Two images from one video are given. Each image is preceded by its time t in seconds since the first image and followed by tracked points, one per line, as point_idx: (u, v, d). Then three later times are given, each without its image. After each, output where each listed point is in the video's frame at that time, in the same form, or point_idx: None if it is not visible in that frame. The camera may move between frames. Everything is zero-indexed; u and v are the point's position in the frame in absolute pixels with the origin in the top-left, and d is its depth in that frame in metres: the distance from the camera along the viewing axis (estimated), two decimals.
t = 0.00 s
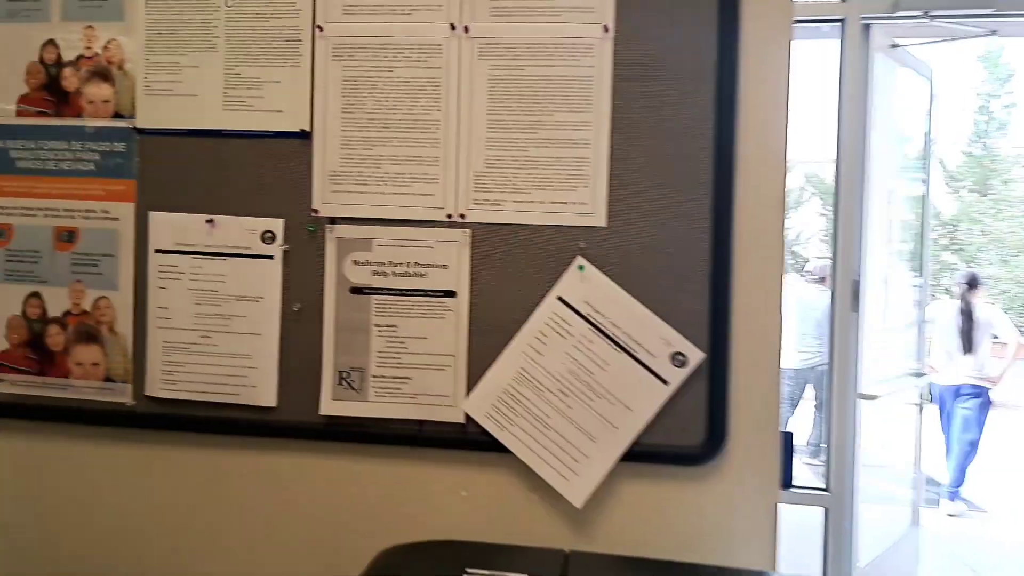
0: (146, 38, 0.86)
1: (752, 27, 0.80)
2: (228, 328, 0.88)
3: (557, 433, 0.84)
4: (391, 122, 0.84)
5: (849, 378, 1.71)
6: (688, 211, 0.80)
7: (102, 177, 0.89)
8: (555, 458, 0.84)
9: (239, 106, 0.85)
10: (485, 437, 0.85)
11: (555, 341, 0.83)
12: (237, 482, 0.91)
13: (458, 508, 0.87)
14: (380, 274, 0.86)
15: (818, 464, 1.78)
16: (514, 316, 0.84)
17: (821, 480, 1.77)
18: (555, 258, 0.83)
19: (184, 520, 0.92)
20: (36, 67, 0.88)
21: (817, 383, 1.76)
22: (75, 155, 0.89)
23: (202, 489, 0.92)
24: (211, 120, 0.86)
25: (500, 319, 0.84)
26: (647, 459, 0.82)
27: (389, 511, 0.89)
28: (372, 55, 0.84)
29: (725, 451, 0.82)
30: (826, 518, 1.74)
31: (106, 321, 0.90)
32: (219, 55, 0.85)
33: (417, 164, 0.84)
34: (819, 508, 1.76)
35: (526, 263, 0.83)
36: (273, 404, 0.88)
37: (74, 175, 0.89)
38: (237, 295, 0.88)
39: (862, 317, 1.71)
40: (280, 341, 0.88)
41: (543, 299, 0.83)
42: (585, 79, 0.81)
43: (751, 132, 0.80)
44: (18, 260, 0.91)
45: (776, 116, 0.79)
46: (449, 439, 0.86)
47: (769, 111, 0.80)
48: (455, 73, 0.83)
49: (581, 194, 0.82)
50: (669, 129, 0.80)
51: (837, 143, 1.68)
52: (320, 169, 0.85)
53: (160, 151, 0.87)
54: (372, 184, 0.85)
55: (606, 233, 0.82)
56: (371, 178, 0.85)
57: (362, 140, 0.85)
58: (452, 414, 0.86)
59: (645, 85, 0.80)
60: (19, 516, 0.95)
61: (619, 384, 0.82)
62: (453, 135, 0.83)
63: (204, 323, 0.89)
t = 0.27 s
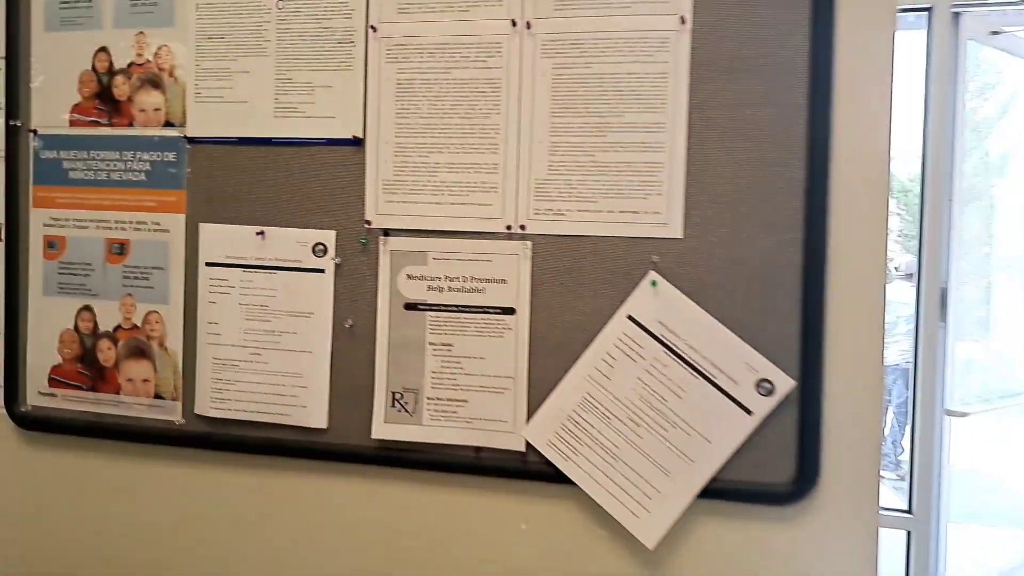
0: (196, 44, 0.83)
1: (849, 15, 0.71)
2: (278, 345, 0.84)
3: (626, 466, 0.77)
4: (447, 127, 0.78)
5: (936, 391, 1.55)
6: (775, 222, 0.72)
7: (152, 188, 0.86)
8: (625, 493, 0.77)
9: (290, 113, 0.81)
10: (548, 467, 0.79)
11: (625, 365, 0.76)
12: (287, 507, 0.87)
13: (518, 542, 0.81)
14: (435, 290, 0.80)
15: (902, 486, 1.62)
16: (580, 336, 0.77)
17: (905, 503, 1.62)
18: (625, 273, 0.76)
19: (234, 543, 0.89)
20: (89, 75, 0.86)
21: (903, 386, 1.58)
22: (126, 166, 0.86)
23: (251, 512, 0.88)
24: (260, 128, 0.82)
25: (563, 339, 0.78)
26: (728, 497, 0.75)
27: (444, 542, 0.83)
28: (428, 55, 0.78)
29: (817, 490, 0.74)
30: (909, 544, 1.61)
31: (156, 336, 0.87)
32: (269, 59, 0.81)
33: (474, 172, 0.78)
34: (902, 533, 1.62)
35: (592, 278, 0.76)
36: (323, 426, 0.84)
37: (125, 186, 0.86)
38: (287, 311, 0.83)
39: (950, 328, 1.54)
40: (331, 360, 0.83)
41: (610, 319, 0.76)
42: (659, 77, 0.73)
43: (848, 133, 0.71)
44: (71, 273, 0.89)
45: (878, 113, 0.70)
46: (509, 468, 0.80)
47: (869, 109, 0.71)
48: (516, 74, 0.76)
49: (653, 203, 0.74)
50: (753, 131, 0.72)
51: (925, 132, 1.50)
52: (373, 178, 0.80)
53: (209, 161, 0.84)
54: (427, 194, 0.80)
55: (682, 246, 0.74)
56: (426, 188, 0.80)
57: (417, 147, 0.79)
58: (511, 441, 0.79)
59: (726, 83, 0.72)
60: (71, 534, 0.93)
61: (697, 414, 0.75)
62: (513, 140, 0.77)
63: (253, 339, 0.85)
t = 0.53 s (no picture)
0: (241, 44, 0.78)
1: (961, 4, 0.64)
2: (326, 364, 0.79)
3: (707, 501, 0.71)
4: (508, 131, 0.72)
5: None
6: (873, 233, 0.66)
7: (195, 197, 0.82)
8: (704, 530, 0.71)
9: (340, 117, 0.76)
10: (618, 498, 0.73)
11: (705, 392, 0.70)
12: (334, 535, 0.82)
13: None
14: (493, 307, 0.74)
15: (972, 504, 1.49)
16: (654, 357, 0.72)
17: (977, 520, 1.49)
18: (704, 289, 0.70)
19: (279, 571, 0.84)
20: (130, 79, 0.82)
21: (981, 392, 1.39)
22: (168, 174, 0.82)
23: (297, 539, 0.83)
24: (308, 133, 0.77)
25: (636, 362, 0.72)
26: (818, 537, 0.69)
27: None
28: (487, 53, 0.72)
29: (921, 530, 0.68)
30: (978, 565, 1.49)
31: (199, 352, 0.83)
32: (317, 60, 0.76)
33: (537, 180, 0.72)
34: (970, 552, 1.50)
35: (668, 295, 0.70)
36: (374, 450, 0.78)
37: (167, 195, 0.82)
38: (336, 328, 0.78)
39: None
40: (382, 380, 0.78)
41: (689, 341, 0.70)
42: (744, 74, 0.67)
43: (960, 136, 0.64)
44: (112, 286, 0.85)
45: (997, 115, 0.63)
46: (575, 498, 0.74)
47: (983, 109, 0.63)
48: (584, 73, 0.70)
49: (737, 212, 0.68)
50: (852, 134, 0.65)
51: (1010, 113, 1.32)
52: (428, 186, 0.75)
53: (254, 168, 0.79)
54: (485, 204, 0.74)
55: (770, 261, 0.68)
56: (484, 197, 0.74)
57: (475, 153, 0.73)
58: (578, 470, 0.74)
59: (821, 81, 0.65)
60: (111, 557, 0.90)
61: (786, 447, 0.69)
62: (580, 145, 0.71)
63: (300, 358, 0.80)
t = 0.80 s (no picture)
0: (268, 38, 0.74)
1: None
2: (356, 377, 0.75)
3: (766, 529, 0.65)
4: (552, 130, 0.68)
5: None
6: (950, 239, 0.61)
7: (219, 199, 0.78)
8: (762, 560, 0.66)
9: (372, 115, 0.72)
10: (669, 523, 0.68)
11: (765, 411, 0.65)
12: (362, 556, 0.78)
13: None
14: (535, 317, 0.69)
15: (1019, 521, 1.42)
16: (708, 372, 0.67)
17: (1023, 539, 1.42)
18: (764, 299, 0.65)
19: None
20: (152, 76, 0.78)
21: None
22: (192, 175, 0.78)
23: (322, 560, 0.79)
24: (338, 132, 0.73)
25: (689, 378, 0.67)
26: (889, 570, 0.63)
27: None
28: (531, 47, 0.68)
29: (1003, 562, 0.63)
30: None
31: (222, 363, 0.79)
32: (349, 55, 0.72)
33: (583, 182, 0.67)
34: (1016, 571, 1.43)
35: (725, 306, 0.66)
36: (405, 469, 0.74)
37: (190, 198, 0.78)
38: (366, 338, 0.74)
39: None
40: (415, 394, 0.73)
41: (748, 355, 0.66)
42: (811, 68, 0.62)
43: None
44: (132, 292, 0.82)
45: None
46: (621, 524, 0.69)
47: None
48: (636, 68, 0.65)
49: (801, 216, 0.63)
50: (929, 133, 0.61)
51: None
52: (465, 189, 0.70)
53: (281, 170, 0.75)
54: (527, 208, 0.69)
55: (838, 269, 0.63)
56: (525, 200, 0.69)
57: (516, 154, 0.69)
58: (625, 493, 0.69)
59: (895, 76, 0.61)
60: None
61: (854, 471, 0.63)
62: (630, 145, 0.66)
63: (328, 369, 0.75)
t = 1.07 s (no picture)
0: (269, 32, 0.71)
1: None
2: (361, 385, 0.72)
3: (790, 546, 0.62)
4: (567, 127, 0.65)
5: None
6: (988, 241, 0.58)
7: (218, 201, 0.75)
8: None
9: (378, 112, 0.69)
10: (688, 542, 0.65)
11: (789, 422, 0.62)
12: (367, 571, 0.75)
13: None
14: (548, 323, 0.66)
15: None
16: (730, 382, 0.63)
17: None
18: (790, 304, 0.62)
19: None
20: (149, 72, 0.75)
21: None
22: (190, 176, 0.75)
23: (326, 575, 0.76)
24: (343, 130, 0.70)
25: (710, 387, 0.64)
26: None
27: None
28: (544, 41, 0.65)
29: None
30: None
31: (221, 371, 0.76)
32: (353, 49, 0.69)
33: (599, 181, 0.64)
34: None
35: (748, 312, 0.62)
36: (412, 482, 0.71)
37: (188, 199, 0.75)
38: (371, 345, 0.71)
39: None
40: (423, 403, 0.70)
41: (772, 364, 0.62)
42: (841, 61, 0.59)
43: None
44: (128, 297, 0.79)
45: None
46: (639, 541, 0.65)
47: None
48: (655, 62, 0.62)
49: (829, 218, 0.60)
50: (966, 130, 0.58)
51: None
52: (475, 189, 0.67)
53: (283, 170, 0.72)
54: (539, 209, 0.66)
55: (868, 274, 0.60)
56: (538, 201, 0.66)
57: (528, 152, 0.66)
58: (642, 508, 0.65)
59: (929, 70, 0.58)
60: None
61: (884, 485, 0.60)
62: (649, 143, 0.63)
63: (332, 377, 0.73)
